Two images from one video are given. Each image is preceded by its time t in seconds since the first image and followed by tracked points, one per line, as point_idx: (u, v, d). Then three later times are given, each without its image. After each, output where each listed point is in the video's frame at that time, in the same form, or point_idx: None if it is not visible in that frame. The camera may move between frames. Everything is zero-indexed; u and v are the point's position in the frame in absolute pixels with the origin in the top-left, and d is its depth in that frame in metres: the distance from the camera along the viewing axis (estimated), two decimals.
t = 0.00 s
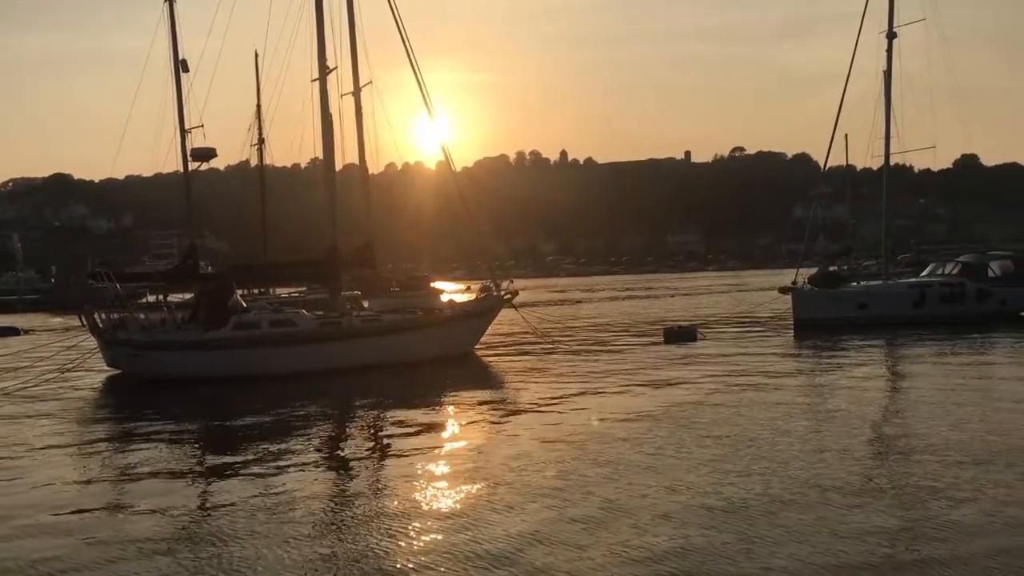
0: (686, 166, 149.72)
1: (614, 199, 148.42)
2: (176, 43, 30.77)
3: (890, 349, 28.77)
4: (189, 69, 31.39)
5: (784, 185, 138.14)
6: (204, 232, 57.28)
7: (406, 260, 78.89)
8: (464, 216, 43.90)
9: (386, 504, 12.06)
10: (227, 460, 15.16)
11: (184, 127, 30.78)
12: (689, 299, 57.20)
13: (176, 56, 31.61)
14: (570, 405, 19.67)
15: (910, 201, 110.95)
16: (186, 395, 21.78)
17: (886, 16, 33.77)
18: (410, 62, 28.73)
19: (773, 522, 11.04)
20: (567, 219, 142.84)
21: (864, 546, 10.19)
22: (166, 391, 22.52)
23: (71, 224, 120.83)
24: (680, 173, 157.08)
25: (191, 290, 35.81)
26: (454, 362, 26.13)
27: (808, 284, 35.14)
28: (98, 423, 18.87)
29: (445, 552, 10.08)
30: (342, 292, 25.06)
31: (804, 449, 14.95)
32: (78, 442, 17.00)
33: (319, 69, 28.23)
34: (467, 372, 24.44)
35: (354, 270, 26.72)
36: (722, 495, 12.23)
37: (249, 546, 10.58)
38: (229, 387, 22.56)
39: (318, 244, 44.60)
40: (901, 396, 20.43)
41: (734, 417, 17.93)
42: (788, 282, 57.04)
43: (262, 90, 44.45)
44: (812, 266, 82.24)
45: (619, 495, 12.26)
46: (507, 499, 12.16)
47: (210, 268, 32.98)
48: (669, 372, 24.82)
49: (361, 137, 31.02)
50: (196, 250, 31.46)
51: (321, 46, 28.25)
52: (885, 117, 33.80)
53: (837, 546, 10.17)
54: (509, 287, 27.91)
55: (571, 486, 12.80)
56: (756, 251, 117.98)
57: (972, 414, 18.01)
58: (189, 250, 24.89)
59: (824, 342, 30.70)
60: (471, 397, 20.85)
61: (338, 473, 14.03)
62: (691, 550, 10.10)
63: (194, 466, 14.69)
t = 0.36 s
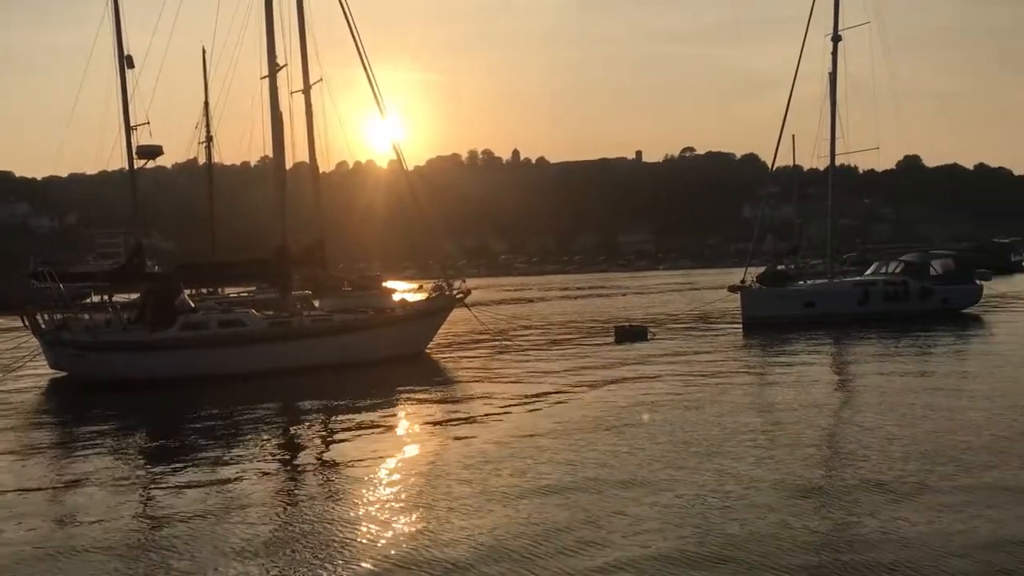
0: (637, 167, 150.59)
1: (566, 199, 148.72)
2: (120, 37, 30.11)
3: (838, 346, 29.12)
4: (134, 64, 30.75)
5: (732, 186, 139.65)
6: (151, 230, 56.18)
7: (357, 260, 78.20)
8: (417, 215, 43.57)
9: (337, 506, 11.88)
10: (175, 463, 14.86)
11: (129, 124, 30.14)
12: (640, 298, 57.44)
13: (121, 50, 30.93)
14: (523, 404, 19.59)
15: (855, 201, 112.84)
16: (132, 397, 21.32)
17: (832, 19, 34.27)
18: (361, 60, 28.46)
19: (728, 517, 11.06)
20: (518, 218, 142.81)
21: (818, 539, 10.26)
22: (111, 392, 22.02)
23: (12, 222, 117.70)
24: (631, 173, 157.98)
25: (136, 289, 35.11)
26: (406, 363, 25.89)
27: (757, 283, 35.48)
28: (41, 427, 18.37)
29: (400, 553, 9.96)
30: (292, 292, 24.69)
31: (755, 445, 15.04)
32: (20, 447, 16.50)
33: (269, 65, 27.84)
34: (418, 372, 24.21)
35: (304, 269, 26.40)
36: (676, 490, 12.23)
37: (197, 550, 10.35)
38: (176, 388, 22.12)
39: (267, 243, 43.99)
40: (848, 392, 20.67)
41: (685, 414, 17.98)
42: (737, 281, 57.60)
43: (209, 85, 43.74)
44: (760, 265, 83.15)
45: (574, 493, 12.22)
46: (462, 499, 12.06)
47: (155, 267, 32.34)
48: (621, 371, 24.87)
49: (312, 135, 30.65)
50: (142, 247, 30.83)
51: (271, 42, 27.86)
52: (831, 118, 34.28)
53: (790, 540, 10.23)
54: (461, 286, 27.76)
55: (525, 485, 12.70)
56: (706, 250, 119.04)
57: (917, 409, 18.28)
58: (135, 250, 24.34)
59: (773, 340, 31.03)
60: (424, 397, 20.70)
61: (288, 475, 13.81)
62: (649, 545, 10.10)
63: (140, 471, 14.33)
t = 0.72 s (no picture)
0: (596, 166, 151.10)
1: (525, 198, 148.68)
2: (73, 32, 29.51)
3: (795, 344, 29.41)
4: (87, 59, 30.16)
5: (690, 185, 140.46)
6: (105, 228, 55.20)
7: (316, 259, 77.53)
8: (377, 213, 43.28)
9: (299, 507, 11.70)
10: (130, 466, 14.53)
11: (82, 120, 29.54)
12: (599, 296, 57.57)
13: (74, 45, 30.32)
14: (484, 402, 19.53)
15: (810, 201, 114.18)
16: (86, 398, 20.86)
17: (788, 20, 34.59)
18: (319, 58, 28.17)
19: (690, 513, 11.10)
20: (478, 217, 142.53)
21: (779, 532, 10.32)
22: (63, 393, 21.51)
23: None
24: (590, 172, 158.52)
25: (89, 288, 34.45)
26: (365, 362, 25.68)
27: (714, 282, 35.71)
28: None
29: (365, 554, 9.84)
30: (250, 291, 24.36)
31: (715, 441, 15.11)
32: None
33: (226, 61, 27.45)
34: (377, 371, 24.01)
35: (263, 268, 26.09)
36: (639, 487, 12.24)
37: (154, 554, 10.12)
38: (131, 389, 21.68)
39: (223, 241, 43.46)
40: (804, 388, 20.85)
41: (646, 412, 18.00)
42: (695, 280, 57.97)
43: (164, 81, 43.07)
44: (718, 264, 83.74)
45: (537, 490, 12.19)
46: (425, 498, 11.95)
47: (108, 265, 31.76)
48: (580, 369, 24.91)
49: (270, 132, 30.30)
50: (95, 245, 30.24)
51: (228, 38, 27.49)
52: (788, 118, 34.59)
53: (753, 534, 10.27)
54: (421, 284, 27.63)
55: (487, 483, 12.62)
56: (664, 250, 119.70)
57: (872, 405, 18.49)
58: (88, 248, 23.82)
59: (731, 338, 31.23)
60: (384, 396, 20.55)
61: (247, 475, 13.62)
62: (614, 540, 10.10)
63: (93, 475, 13.99)
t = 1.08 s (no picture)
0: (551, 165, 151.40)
1: (480, 196, 148.44)
2: (19, 25, 28.79)
3: (749, 341, 29.61)
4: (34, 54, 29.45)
5: (645, 184, 141.25)
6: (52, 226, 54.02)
7: (270, 257, 76.66)
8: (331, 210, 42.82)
9: (254, 506, 11.49)
10: (78, 469, 14.14)
11: (29, 114, 28.83)
12: (554, 294, 57.64)
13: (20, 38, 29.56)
14: (438, 400, 19.32)
15: (763, 200, 115.29)
16: (32, 399, 20.34)
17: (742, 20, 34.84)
18: (273, 53, 27.77)
19: (648, 507, 11.09)
20: (434, 215, 142.05)
21: (737, 526, 10.33)
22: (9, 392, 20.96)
23: None
24: (545, 170, 158.80)
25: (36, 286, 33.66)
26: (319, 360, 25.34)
27: (669, 279, 35.89)
28: None
29: (320, 553, 9.68)
30: (203, 289, 23.93)
31: (671, 436, 15.13)
32: None
33: (177, 56, 26.95)
34: (331, 370, 23.70)
35: (215, 266, 25.66)
36: (598, 483, 12.21)
37: (102, 557, 9.87)
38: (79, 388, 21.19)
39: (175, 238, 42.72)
40: (757, 385, 21.00)
41: (601, 408, 17.99)
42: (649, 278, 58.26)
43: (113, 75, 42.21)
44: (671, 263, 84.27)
45: (496, 487, 12.10)
46: (384, 497, 11.79)
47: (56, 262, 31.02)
48: (536, 366, 24.80)
49: (222, 128, 29.84)
50: (42, 241, 29.51)
51: (180, 32, 26.99)
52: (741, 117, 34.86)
53: (711, 527, 10.27)
54: (376, 282, 27.33)
55: (445, 482, 12.47)
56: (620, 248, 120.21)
57: (824, 400, 18.67)
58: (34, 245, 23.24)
59: (686, 335, 31.38)
60: (340, 394, 20.29)
61: (200, 476, 13.36)
62: (575, 536, 10.03)
63: (40, 478, 13.64)
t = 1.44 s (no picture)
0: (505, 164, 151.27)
1: (434, 195, 147.88)
2: None
3: (703, 338, 29.79)
4: None
5: (599, 183, 141.80)
6: None
7: (221, 256, 75.51)
8: (284, 207, 42.28)
9: (208, 507, 11.28)
10: (23, 471, 13.75)
11: None
12: (509, 293, 57.59)
13: None
14: (393, 399, 19.16)
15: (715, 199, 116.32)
16: None
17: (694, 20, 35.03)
18: (224, 48, 27.36)
19: (606, 502, 11.09)
20: (388, 213, 141.18)
21: (692, 520, 10.31)
22: None
23: None
24: (499, 169, 158.67)
25: None
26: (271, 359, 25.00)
27: (623, 278, 35.99)
28: None
29: (278, 553, 9.52)
30: (152, 287, 23.47)
31: (626, 432, 15.13)
32: None
33: (125, 50, 26.40)
34: (284, 368, 23.39)
35: (164, 263, 25.18)
36: (556, 478, 12.18)
37: (50, 560, 9.59)
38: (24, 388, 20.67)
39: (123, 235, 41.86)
40: (710, 381, 21.12)
41: (557, 405, 17.96)
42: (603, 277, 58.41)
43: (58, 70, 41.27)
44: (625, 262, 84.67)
45: (454, 484, 12.02)
46: (340, 496, 11.63)
47: None
48: (492, 364, 24.73)
49: (171, 125, 29.32)
50: None
51: (128, 26, 26.44)
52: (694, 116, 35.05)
53: (666, 522, 10.25)
54: (330, 281, 27.05)
55: (402, 480, 12.36)
56: (575, 246, 120.55)
57: (776, 396, 18.82)
58: None
59: (640, 333, 31.48)
60: (294, 394, 20.03)
61: (151, 477, 13.07)
62: (534, 531, 10.00)
63: None
